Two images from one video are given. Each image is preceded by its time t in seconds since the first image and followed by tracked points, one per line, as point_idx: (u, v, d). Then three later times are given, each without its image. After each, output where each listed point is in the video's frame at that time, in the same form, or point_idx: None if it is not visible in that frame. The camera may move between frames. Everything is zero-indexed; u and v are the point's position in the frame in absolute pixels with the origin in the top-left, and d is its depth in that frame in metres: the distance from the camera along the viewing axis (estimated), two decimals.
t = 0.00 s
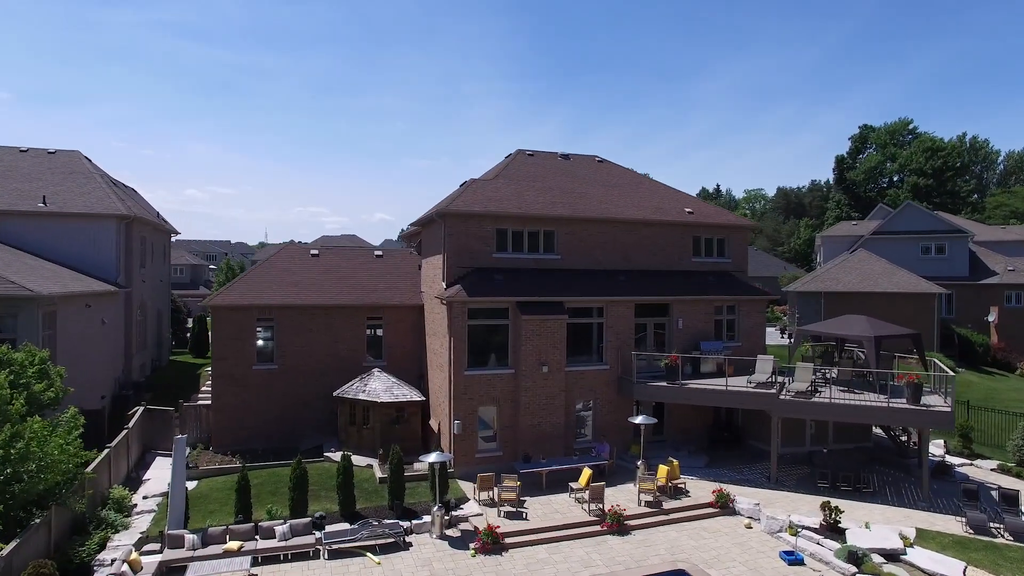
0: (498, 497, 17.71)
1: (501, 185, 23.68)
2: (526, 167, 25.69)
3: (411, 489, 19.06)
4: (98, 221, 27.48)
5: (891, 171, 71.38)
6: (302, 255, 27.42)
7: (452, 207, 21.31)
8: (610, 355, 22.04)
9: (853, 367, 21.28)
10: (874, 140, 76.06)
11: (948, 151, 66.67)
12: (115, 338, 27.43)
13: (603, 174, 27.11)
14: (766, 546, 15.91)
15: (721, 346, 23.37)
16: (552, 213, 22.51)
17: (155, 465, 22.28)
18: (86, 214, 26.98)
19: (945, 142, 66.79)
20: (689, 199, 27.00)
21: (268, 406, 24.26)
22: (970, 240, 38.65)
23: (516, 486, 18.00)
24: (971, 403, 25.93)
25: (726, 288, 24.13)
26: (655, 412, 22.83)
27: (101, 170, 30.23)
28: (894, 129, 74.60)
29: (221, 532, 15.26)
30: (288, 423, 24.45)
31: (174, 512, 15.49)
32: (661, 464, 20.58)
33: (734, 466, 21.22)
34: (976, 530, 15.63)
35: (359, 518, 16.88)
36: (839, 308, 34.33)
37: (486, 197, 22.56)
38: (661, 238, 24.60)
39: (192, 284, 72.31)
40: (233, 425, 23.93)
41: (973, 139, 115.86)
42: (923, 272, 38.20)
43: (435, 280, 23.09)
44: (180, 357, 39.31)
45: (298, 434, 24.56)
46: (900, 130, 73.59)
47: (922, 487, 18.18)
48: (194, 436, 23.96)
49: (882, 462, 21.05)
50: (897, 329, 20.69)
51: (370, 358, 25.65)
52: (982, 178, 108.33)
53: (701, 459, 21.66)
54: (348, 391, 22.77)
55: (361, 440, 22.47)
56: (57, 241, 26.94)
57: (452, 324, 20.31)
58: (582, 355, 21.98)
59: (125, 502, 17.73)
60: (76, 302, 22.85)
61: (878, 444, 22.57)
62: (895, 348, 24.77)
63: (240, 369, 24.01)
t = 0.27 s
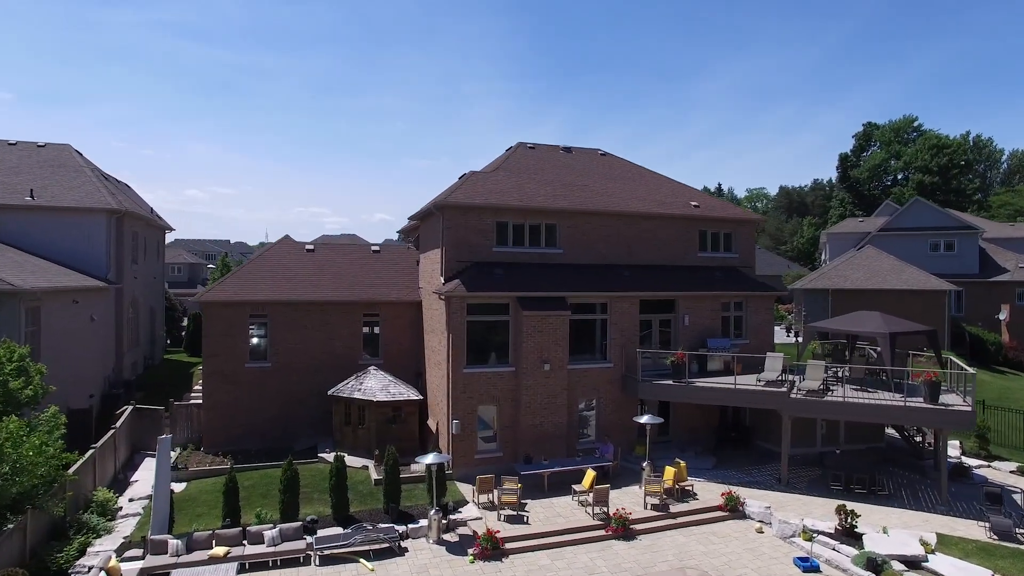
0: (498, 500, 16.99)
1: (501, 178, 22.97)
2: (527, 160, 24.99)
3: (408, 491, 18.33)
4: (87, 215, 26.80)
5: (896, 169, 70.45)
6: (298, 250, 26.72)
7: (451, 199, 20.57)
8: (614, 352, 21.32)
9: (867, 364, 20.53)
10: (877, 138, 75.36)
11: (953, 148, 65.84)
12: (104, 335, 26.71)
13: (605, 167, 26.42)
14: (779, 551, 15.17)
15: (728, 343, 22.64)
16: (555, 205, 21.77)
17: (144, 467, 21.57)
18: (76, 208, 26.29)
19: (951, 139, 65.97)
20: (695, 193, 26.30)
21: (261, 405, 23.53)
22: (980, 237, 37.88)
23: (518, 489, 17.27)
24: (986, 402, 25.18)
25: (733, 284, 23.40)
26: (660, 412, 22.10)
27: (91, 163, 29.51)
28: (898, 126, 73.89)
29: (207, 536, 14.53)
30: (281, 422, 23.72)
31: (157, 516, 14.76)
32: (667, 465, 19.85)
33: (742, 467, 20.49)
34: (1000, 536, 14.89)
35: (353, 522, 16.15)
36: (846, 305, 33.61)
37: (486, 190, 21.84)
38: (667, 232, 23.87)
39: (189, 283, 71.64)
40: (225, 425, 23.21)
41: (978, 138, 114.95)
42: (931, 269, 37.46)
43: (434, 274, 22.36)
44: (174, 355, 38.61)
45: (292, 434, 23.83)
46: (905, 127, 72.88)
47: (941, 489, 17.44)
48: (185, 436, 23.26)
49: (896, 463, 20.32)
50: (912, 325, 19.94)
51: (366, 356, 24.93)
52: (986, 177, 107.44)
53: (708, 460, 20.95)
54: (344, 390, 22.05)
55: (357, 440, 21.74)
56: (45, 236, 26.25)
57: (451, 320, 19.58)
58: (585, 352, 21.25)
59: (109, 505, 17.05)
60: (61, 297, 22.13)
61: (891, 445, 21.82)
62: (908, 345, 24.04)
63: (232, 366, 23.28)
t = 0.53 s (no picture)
0: (497, 502, 16.09)
1: (501, 167, 22.10)
2: (527, 150, 24.13)
3: (403, 493, 17.43)
4: (72, 207, 25.94)
5: (901, 166, 69.43)
6: (290, 243, 25.83)
7: (448, 187, 19.70)
8: (619, 348, 20.43)
9: (883, 360, 19.63)
10: (882, 134, 74.48)
11: (960, 144, 64.92)
12: (90, 330, 25.84)
13: (609, 158, 25.56)
14: (795, 557, 14.26)
15: (737, 339, 21.75)
16: (557, 194, 20.88)
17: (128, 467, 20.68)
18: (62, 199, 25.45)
19: (958, 135, 65.06)
20: (701, 185, 25.47)
21: (251, 403, 22.65)
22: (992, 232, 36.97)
23: (517, 490, 16.36)
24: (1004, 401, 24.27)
25: (741, 277, 22.51)
26: (666, 410, 21.22)
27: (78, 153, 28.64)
28: (904, 123, 73.01)
29: (186, 541, 13.62)
30: (271, 421, 22.83)
31: (134, 519, 13.86)
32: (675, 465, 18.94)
33: (753, 468, 19.59)
34: None
35: (343, 525, 15.27)
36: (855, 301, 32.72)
37: (484, 178, 20.97)
38: (673, 223, 22.98)
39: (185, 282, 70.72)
40: (213, 423, 22.33)
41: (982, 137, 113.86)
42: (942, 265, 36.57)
43: (430, 267, 21.47)
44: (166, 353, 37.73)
45: (283, 433, 22.94)
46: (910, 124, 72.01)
47: (964, 492, 16.54)
48: (172, 435, 22.36)
49: (914, 464, 19.42)
50: (931, 319, 19.05)
51: (360, 352, 24.03)
52: (991, 175, 106.36)
53: (717, 460, 20.07)
54: (336, 386, 21.19)
55: (350, 440, 20.84)
56: (29, 228, 25.38)
57: (447, 314, 18.69)
58: (588, 347, 20.36)
59: (87, 508, 16.17)
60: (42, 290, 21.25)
61: (907, 445, 20.92)
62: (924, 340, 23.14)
63: (220, 362, 22.39)
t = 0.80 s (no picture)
0: (494, 502, 15.34)
1: (499, 156, 21.40)
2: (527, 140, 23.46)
3: (397, 492, 16.68)
4: (59, 197, 25.24)
5: (904, 163, 68.58)
6: (283, 235, 25.10)
7: (444, 174, 18.98)
8: (621, 342, 19.69)
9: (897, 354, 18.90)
10: (885, 131, 73.69)
11: (965, 140, 64.16)
12: (77, 325, 25.09)
13: (610, 149, 24.90)
14: (808, 560, 13.50)
15: (744, 333, 21.01)
16: (558, 183, 20.15)
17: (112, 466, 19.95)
18: (48, 190, 24.74)
19: (962, 131, 64.31)
20: (706, 176, 24.76)
21: (241, 399, 21.92)
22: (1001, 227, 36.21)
23: (516, 490, 15.62)
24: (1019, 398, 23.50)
25: (748, 269, 21.79)
26: (671, 407, 20.49)
27: (65, 144, 27.91)
28: (907, 120, 72.32)
29: (165, 543, 12.86)
30: (262, 418, 22.10)
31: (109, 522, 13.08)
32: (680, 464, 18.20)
33: (761, 467, 18.85)
34: None
35: (332, 526, 14.53)
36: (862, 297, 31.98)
37: (482, 167, 20.25)
38: (677, 214, 22.25)
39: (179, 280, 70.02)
40: (202, 420, 21.60)
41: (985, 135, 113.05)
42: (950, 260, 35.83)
43: (426, 258, 20.74)
44: (159, 350, 37.04)
45: (274, 430, 22.21)
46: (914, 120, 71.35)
47: (985, 492, 15.78)
48: (159, 433, 21.64)
49: (929, 463, 18.67)
50: (946, 312, 18.31)
51: (354, 347, 23.29)
52: (995, 174, 105.54)
53: (723, 459, 19.34)
54: (328, 382, 20.47)
55: (343, 437, 20.10)
56: (14, 220, 24.68)
57: (443, 306, 17.94)
58: (590, 341, 19.62)
59: (65, 508, 15.41)
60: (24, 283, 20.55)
61: (920, 443, 20.17)
62: (938, 335, 22.36)
63: (209, 358, 21.66)
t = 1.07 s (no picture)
0: (491, 498, 14.75)
1: (497, 144, 20.84)
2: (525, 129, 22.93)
3: (390, 488, 16.09)
4: (48, 188, 24.66)
5: (908, 159, 67.94)
6: (276, 226, 24.52)
7: (440, 160, 18.39)
8: (623, 334, 19.12)
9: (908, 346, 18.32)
10: (889, 127, 72.99)
11: (969, 136, 63.48)
12: (66, 318, 24.55)
13: (611, 140, 24.37)
14: (819, 559, 12.89)
15: (749, 325, 20.43)
16: (557, 170, 19.56)
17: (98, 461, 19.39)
18: (36, 180, 24.18)
19: (966, 127, 63.63)
20: (709, 166, 24.18)
21: (232, 394, 21.34)
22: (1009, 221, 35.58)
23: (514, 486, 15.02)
24: None
25: (753, 260, 21.21)
26: (674, 401, 19.92)
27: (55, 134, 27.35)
28: (910, 116, 71.68)
29: (146, 540, 12.27)
30: (253, 413, 21.52)
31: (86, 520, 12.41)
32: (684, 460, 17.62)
33: (767, 462, 18.26)
34: None
35: (322, 523, 13.94)
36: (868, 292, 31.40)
37: (479, 154, 19.67)
38: (680, 203, 21.66)
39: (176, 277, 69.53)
40: (192, 415, 21.03)
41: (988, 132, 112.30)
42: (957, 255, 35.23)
43: (422, 248, 20.15)
44: (153, 347, 36.47)
45: (266, 425, 21.63)
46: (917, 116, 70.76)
47: (1002, 489, 15.17)
48: (148, 428, 21.07)
49: (941, 459, 18.06)
50: (959, 302, 17.72)
51: (349, 340, 22.70)
52: (998, 172, 104.75)
53: (728, 454, 18.76)
54: (322, 375, 19.90)
55: (336, 433, 19.51)
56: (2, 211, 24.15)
57: (440, 296, 17.35)
58: (591, 334, 19.03)
59: (45, 505, 14.81)
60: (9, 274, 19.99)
61: (931, 439, 19.57)
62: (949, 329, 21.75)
63: (199, 351, 21.08)
